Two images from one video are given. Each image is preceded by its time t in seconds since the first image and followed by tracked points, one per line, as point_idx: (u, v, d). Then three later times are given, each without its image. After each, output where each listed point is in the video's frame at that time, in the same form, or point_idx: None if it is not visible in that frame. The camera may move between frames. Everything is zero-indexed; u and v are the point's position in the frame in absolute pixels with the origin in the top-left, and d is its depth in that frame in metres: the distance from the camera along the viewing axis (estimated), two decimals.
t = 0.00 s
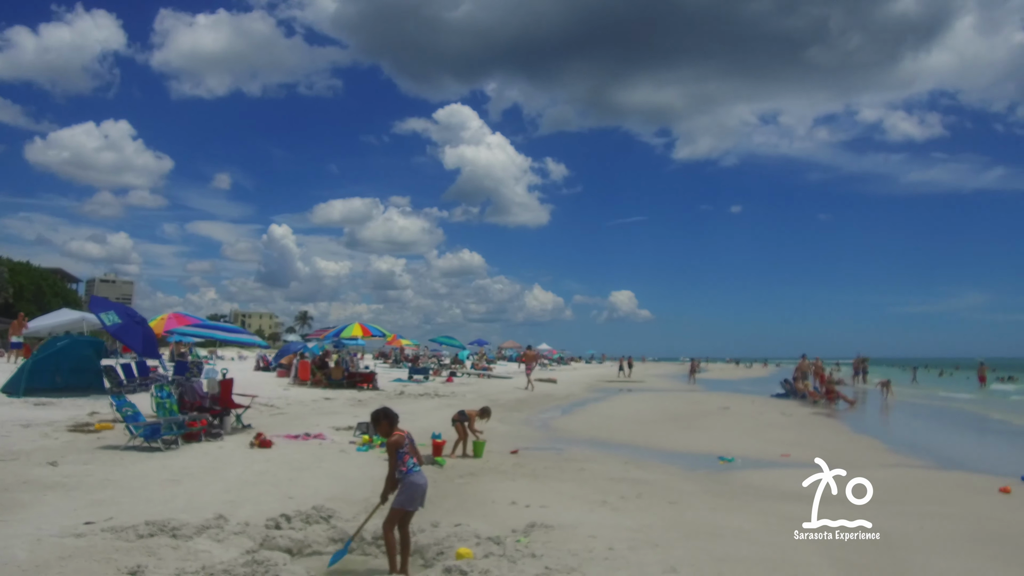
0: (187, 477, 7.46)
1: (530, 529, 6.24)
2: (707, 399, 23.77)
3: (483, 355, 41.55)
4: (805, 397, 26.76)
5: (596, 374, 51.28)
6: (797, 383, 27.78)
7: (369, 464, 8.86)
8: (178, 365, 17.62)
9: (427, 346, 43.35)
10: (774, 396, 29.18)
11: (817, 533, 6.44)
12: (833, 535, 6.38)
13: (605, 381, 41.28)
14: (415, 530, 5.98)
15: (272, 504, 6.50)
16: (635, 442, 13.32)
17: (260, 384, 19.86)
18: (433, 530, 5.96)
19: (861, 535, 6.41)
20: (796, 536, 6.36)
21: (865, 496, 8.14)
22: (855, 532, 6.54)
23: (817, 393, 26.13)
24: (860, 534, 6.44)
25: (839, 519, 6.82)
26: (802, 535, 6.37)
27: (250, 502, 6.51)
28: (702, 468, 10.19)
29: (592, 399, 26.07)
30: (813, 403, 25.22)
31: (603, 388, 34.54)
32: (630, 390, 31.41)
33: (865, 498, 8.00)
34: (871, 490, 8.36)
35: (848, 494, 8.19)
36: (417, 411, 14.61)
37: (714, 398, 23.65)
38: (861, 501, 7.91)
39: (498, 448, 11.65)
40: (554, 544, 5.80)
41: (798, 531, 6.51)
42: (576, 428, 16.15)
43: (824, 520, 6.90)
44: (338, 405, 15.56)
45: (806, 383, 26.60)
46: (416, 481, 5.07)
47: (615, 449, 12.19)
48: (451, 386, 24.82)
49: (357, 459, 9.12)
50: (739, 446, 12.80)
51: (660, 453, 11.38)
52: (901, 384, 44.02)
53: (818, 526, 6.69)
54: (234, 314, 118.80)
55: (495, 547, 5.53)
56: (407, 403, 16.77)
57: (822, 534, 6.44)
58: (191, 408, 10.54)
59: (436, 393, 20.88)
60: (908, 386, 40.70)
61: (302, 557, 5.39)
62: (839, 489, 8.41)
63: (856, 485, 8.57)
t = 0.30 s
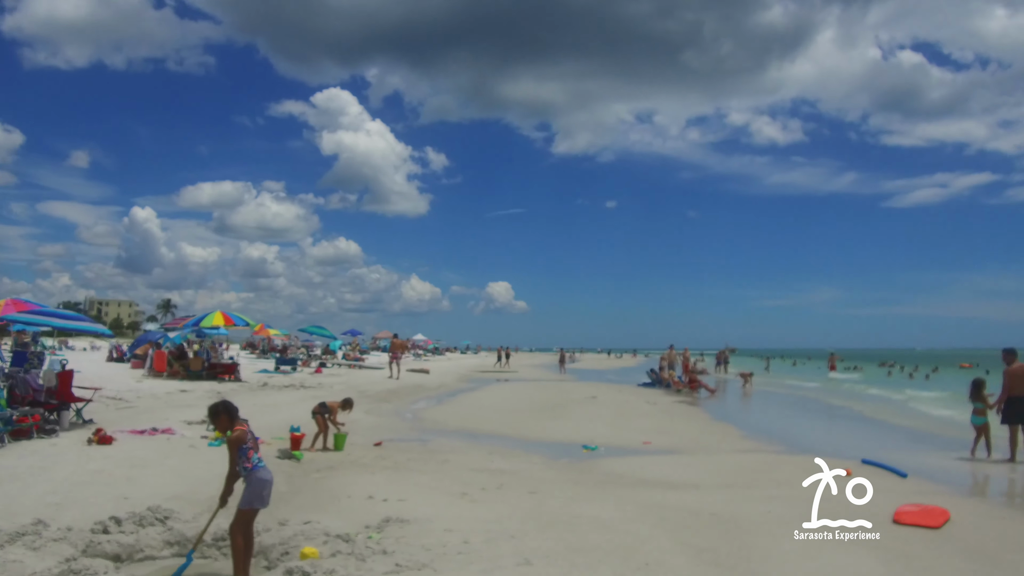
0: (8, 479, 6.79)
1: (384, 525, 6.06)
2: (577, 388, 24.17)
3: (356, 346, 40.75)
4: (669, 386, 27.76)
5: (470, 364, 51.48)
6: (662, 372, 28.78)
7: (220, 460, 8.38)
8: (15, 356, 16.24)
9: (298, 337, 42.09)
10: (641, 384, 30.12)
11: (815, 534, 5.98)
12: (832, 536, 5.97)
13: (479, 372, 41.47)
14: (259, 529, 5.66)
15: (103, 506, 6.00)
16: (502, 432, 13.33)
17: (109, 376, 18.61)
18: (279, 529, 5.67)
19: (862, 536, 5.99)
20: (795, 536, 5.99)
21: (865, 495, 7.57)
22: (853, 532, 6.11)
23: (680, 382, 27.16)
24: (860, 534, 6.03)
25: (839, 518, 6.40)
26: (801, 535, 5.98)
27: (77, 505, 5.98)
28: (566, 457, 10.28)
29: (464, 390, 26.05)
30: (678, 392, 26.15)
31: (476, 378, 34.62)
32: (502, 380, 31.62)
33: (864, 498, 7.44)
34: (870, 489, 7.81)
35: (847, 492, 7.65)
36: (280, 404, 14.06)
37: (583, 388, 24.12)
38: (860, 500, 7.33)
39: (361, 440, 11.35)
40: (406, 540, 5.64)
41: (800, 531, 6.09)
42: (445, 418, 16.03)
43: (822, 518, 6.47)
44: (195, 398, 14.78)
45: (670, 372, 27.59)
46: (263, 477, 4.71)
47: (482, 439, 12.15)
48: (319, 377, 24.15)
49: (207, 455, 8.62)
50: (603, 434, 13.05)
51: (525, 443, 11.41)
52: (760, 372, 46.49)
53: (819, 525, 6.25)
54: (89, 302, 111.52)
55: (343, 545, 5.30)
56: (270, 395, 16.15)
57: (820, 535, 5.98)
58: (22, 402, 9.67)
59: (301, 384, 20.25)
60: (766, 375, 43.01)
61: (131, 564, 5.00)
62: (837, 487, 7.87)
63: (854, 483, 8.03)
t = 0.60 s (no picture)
0: None
1: (227, 525, 5.73)
2: (446, 377, 24.04)
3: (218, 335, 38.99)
4: (536, 374, 28.15)
5: (338, 354, 50.46)
6: (530, 361, 29.13)
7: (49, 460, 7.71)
8: None
9: (153, 325, 39.80)
10: (510, 373, 30.41)
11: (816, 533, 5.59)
12: (834, 536, 5.58)
13: (347, 361, 40.69)
14: (85, 535, 5.21)
15: None
16: (364, 423, 13.04)
17: None
18: (107, 535, 5.24)
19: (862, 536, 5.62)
20: (796, 536, 5.56)
21: (865, 496, 7.16)
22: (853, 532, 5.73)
23: (548, 370, 27.59)
24: (860, 535, 5.66)
25: (837, 517, 6.03)
26: (802, 536, 5.55)
27: None
28: (427, 448, 10.13)
29: (329, 380, 25.43)
30: (546, 380, 26.52)
31: (344, 368, 33.92)
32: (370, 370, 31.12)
33: (864, 498, 7.03)
34: (870, 489, 7.37)
35: (846, 492, 7.21)
36: (124, 397, 13.18)
37: (451, 377, 24.05)
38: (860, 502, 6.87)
39: (212, 435, 10.78)
40: (250, 541, 5.35)
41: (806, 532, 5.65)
42: (306, 410, 15.54)
43: (819, 516, 6.09)
44: (27, 391, 13.64)
45: (538, 361, 27.98)
46: (82, 481, 4.32)
47: (343, 431, 11.82)
48: (173, 368, 22.92)
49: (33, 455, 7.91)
50: (468, 424, 12.99)
51: (387, 435, 11.18)
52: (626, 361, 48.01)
53: (816, 523, 5.85)
54: None
55: (178, 550, 4.97)
56: (115, 388, 15.13)
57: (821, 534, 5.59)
58: None
59: (151, 376, 19.13)
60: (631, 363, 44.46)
61: None
62: (836, 486, 7.42)
63: (852, 483, 7.59)
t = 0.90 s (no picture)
0: None
1: (89, 523, 5.30)
2: (347, 365, 23.53)
3: (107, 323, 37.09)
4: (441, 362, 27.92)
5: (238, 342, 48.94)
6: (435, 349, 28.88)
7: None
8: None
9: (34, 312, 37.59)
10: (414, 361, 30.10)
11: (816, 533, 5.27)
12: (834, 537, 5.26)
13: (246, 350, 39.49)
14: None
15: None
16: (257, 412, 12.52)
17: None
18: None
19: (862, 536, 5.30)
20: (796, 536, 5.23)
21: (865, 495, 6.76)
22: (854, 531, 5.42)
23: (452, 358, 27.41)
24: (860, 536, 5.33)
25: (837, 517, 5.73)
26: (802, 536, 5.23)
27: None
28: (320, 437, 9.76)
29: (225, 369, 24.55)
30: (449, 368, 26.35)
31: (241, 356, 32.87)
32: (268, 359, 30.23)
33: (864, 498, 6.63)
34: (870, 488, 6.99)
35: (846, 492, 6.82)
36: None
37: (353, 365, 23.56)
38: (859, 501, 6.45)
39: (88, 426, 10.13)
40: (112, 539, 4.95)
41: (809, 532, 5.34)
42: (196, 399, 14.87)
43: (820, 516, 5.79)
44: None
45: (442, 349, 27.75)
46: None
47: (232, 421, 11.31)
48: (52, 356, 21.66)
49: None
50: (366, 412, 12.65)
51: (279, 425, 10.74)
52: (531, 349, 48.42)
53: (815, 524, 5.54)
54: None
55: (27, 551, 4.53)
56: None
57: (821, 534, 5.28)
58: None
59: (26, 364, 18.01)
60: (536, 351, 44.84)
61: None
62: (835, 486, 7.04)
63: (852, 482, 7.19)
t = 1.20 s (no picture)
0: None
1: None
2: (272, 360, 22.92)
3: (19, 316, 35.38)
4: (372, 357, 27.47)
5: (162, 336, 47.42)
6: (366, 344, 28.38)
7: None
8: None
9: None
10: (344, 356, 29.58)
11: (817, 534, 5.28)
12: (834, 537, 5.26)
13: (170, 344, 38.23)
14: None
15: None
16: (172, 411, 12.01)
17: None
18: None
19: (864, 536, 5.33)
20: (796, 536, 5.20)
21: (865, 496, 6.62)
22: (855, 531, 5.45)
23: (384, 353, 26.99)
24: (860, 536, 5.35)
25: (837, 517, 5.74)
26: (802, 535, 5.21)
27: None
28: (236, 437, 9.38)
29: (143, 364, 23.65)
30: (380, 363, 25.98)
31: (164, 351, 31.77)
32: (191, 353, 29.27)
33: (863, 498, 6.52)
34: (866, 487, 6.89)
35: (846, 492, 6.70)
36: None
37: (280, 360, 22.95)
38: (859, 502, 6.36)
39: None
40: None
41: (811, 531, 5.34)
42: (109, 397, 14.21)
43: (820, 515, 5.81)
44: None
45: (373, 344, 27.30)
46: None
47: (144, 421, 10.80)
48: None
49: None
50: (288, 410, 12.26)
51: (194, 425, 10.29)
52: (466, 343, 48.21)
53: (815, 523, 5.54)
54: None
55: None
56: None
57: (822, 534, 5.29)
58: None
59: None
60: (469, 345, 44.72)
61: None
62: (833, 486, 6.91)
63: (852, 482, 7.02)
